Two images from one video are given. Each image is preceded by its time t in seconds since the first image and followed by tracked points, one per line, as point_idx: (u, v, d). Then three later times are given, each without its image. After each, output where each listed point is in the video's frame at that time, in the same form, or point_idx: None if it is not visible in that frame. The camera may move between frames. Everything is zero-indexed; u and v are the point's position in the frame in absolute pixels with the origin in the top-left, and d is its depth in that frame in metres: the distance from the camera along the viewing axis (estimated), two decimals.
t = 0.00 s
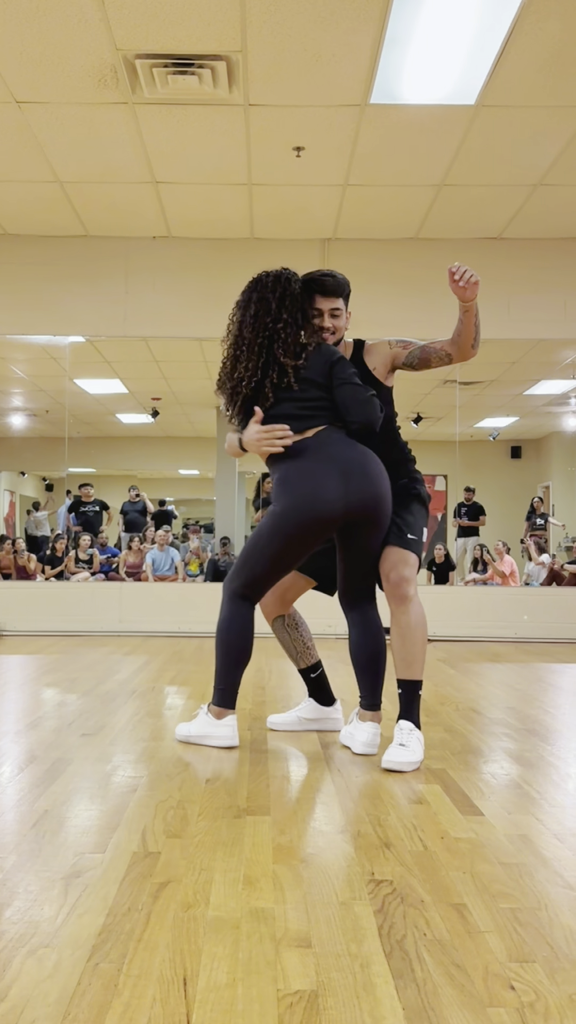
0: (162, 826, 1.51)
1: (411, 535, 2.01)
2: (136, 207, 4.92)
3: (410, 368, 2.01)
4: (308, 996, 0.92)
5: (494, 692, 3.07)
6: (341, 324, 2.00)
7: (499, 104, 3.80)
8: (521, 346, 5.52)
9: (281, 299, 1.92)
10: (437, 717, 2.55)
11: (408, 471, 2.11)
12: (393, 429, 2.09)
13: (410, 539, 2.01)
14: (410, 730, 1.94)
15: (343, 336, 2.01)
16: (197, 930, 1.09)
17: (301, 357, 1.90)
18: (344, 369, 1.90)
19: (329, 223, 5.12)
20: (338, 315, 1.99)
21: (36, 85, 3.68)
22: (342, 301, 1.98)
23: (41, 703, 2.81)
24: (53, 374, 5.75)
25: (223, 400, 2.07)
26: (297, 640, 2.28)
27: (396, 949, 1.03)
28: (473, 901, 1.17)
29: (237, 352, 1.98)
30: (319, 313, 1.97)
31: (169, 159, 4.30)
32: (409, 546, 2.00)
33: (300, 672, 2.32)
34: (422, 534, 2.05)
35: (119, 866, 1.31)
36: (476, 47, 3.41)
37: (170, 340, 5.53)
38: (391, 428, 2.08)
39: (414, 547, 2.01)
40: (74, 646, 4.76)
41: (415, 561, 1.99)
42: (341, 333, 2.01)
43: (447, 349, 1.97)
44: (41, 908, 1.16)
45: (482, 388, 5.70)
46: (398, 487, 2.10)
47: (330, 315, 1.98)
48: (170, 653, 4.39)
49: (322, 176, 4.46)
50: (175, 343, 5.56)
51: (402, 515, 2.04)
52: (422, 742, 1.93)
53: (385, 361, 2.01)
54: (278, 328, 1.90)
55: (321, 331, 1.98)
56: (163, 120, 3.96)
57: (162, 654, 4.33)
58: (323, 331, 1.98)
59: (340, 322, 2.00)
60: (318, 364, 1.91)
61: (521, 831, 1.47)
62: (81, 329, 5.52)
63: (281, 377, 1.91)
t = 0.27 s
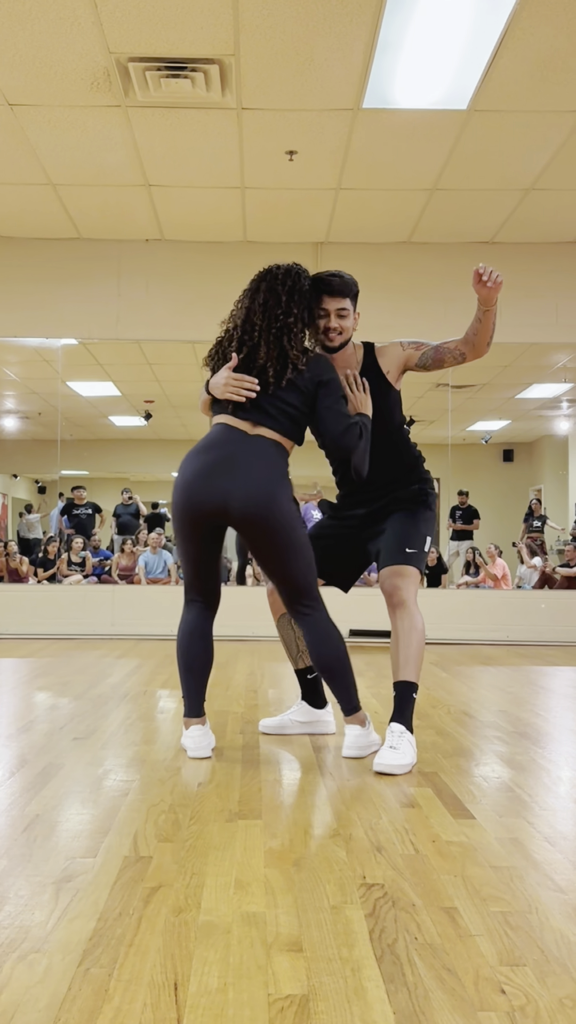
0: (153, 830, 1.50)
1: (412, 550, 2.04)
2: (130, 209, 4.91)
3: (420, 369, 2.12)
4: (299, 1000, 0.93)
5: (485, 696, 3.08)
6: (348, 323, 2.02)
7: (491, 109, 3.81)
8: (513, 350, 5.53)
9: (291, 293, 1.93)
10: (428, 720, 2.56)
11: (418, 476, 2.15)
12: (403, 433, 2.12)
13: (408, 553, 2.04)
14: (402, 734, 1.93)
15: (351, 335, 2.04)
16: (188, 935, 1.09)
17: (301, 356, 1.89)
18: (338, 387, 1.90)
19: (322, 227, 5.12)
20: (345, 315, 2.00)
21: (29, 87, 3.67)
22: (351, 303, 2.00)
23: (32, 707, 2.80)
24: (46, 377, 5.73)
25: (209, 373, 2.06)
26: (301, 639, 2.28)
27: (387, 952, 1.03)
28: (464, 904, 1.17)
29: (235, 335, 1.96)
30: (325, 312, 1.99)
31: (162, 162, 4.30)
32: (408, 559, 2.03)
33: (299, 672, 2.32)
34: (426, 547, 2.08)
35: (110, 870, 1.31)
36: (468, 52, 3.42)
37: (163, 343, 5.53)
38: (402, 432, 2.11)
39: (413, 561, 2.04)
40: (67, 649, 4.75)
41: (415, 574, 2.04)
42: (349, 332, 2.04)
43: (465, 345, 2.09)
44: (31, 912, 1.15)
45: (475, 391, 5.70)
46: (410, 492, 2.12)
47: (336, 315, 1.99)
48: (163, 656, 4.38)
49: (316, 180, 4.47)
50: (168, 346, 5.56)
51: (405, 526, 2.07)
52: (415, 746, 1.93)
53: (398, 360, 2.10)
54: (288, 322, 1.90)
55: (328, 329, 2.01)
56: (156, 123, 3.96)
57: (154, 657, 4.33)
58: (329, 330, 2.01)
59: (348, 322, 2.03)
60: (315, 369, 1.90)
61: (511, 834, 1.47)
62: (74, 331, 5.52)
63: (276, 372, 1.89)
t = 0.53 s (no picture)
0: (144, 834, 1.50)
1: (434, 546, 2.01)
2: (122, 212, 4.90)
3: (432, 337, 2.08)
4: (288, 1004, 0.92)
5: (477, 699, 3.07)
6: (355, 313, 2.00)
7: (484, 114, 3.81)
8: (505, 353, 5.54)
9: (296, 291, 1.94)
10: (420, 723, 2.56)
11: (445, 471, 2.12)
12: (430, 427, 2.10)
13: (432, 549, 2.01)
14: (435, 737, 1.98)
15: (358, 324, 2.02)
16: (177, 940, 1.09)
17: (307, 351, 1.90)
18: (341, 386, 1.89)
19: (315, 230, 5.12)
20: (351, 305, 1.99)
21: (20, 90, 3.67)
22: (355, 291, 1.98)
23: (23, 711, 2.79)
24: (38, 379, 5.74)
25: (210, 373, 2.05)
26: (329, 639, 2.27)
27: (376, 957, 1.03)
28: (454, 908, 1.17)
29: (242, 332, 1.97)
30: (330, 303, 1.98)
31: (154, 165, 4.31)
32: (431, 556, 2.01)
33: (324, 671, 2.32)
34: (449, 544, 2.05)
35: (100, 875, 1.31)
36: (461, 56, 3.42)
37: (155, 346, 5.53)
38: (424, 424, 2.10)
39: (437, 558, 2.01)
40: (59, 652, 4.74)
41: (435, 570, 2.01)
42: (356, 321, 2.02)
43: (454, 313, 2.03)
44: (21, 917, 1.15)
45: (467, 395, 5.71)
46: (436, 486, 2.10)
47: (341, 305, 1.98)
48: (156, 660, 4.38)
49: (308, 184, 4.47)
50: (160, 349, 5.56)
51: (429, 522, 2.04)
52: (447, 748, 1.98)
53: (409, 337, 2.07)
54: (295, 319, 1.92)
55: (334, 320, 2.00)
56: (148, 127, 3.96)
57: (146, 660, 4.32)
58: (335, 320, 2.00)
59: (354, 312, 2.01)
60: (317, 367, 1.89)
61: (503, 837, 1.47)
62: (67, 334, 5.51)
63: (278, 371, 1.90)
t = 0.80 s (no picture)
0: (138, 838, 1.50)
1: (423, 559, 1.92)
2: (117, 214, 4.90)
3: (433, 313, 1.92)
4: (283, 1009, 0.92)
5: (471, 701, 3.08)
6: (363, 291, 1.98)
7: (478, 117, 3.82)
8: (499, 357, 5.55)
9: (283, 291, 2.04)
10: (414, 725, 2.56)
11: (443, 455, 1.98)
12: (428, 407, 1.99)
13: (421, 562, 1.92)
14: (432, 739, 1.98)
15: (368, 302, 1.99)
16: (171, 944, 1.09)
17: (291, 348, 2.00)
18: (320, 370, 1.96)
19: (309, 233, 5.13)
20: (357, 282, 1.97)
21: (16, 92, 3.67)
22: (360, 268, 1.96)
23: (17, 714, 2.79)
24: (32, 380, 5.74)
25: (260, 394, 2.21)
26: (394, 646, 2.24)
27: (372, 961, 1.03)
28: (449, 911, 1.17)
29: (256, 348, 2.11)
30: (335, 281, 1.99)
31: (149, 167, 4.31)
32: (417, 570, 1.92)
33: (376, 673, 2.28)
34: (446, 555, 1.92)
35: (95, 879, 1.31)
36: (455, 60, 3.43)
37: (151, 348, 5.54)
38: (434, 420, 1.98)
39: (423, 571, 1.92)
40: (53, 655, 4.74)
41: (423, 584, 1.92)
42: (366, 300, 1.99)
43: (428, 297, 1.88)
44: (15, 923, 1.15)
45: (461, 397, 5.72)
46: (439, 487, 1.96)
47: (345, 284, 1.98)
48: (150, 663, 4.37)
49: (303, 187, 4.48)
50: (155, 352, 5.57)
51: (422, 530, 1.94)
52: (445, 750, 1.97)
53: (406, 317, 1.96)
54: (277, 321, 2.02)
55: (341, 299, 1.99)
56: (143, 130, 3.96)
57: (141, 663, 4.31)
58: (341, 298, 1.99)
59: (364, 288, 1.98)
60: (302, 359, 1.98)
61: (498, 840, 1.47)
62: (61, 336, 5.51)
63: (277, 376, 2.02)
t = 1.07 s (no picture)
0: (137, 840, 1.50)
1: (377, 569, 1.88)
2: (114, 215, 4.89)
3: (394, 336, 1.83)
4: (283, 1011, 0.92)
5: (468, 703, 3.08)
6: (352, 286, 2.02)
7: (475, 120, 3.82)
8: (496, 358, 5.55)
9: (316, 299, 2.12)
10: (413, 727, 2.56)
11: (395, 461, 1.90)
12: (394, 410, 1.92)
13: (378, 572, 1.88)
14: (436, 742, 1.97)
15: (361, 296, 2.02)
16: (171, 946, 1.09)
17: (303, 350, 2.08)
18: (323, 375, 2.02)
19: (306, 235, 5.13)
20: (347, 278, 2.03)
21: (12, 93, 3.66)
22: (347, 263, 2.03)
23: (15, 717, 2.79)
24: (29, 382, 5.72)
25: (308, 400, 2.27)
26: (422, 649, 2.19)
27: (372, 962, 1.03)
28: (447, 913, 1.17)
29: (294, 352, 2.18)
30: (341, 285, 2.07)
31: (146, 169, 4.30)
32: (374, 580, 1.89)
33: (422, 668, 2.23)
34: (391, 562, 1.85)
35: (94, 881, 1.31)
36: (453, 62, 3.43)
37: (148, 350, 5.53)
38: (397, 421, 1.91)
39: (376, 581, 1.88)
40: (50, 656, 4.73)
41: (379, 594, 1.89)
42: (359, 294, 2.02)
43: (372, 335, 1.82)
44: (15, 925, 1.15)
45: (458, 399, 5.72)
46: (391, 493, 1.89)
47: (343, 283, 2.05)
48: (147, 664, 4.37)
49: (300, 189, 4.47)
50: (152, 353, 5.56)
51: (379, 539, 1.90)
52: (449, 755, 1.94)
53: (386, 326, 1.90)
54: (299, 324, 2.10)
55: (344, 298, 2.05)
56: (140, 131, 3.96)
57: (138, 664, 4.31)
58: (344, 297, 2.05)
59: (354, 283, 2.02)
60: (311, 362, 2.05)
61: (497, 843, 1.47)
62: (58, 338, 5.51)
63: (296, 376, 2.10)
